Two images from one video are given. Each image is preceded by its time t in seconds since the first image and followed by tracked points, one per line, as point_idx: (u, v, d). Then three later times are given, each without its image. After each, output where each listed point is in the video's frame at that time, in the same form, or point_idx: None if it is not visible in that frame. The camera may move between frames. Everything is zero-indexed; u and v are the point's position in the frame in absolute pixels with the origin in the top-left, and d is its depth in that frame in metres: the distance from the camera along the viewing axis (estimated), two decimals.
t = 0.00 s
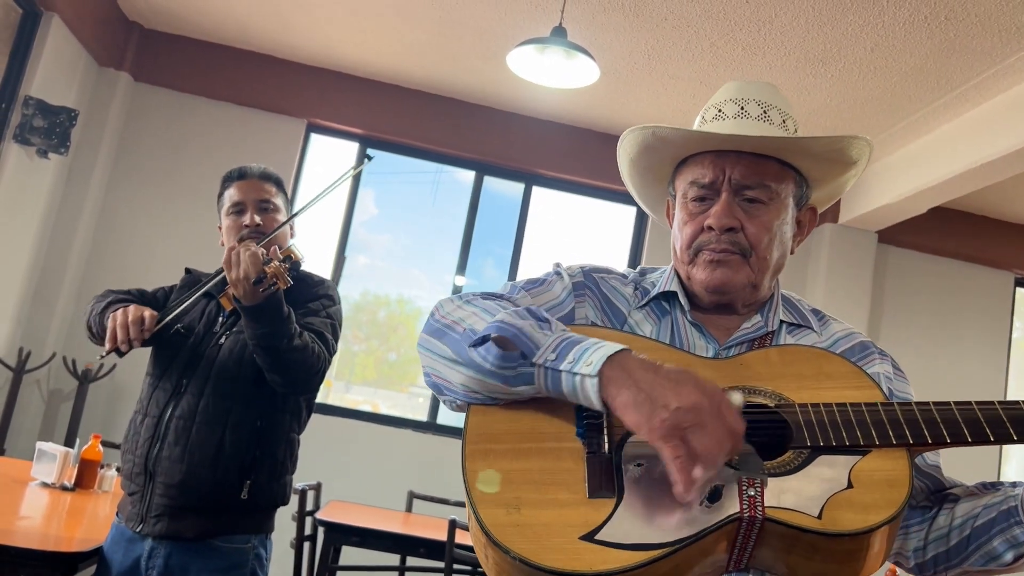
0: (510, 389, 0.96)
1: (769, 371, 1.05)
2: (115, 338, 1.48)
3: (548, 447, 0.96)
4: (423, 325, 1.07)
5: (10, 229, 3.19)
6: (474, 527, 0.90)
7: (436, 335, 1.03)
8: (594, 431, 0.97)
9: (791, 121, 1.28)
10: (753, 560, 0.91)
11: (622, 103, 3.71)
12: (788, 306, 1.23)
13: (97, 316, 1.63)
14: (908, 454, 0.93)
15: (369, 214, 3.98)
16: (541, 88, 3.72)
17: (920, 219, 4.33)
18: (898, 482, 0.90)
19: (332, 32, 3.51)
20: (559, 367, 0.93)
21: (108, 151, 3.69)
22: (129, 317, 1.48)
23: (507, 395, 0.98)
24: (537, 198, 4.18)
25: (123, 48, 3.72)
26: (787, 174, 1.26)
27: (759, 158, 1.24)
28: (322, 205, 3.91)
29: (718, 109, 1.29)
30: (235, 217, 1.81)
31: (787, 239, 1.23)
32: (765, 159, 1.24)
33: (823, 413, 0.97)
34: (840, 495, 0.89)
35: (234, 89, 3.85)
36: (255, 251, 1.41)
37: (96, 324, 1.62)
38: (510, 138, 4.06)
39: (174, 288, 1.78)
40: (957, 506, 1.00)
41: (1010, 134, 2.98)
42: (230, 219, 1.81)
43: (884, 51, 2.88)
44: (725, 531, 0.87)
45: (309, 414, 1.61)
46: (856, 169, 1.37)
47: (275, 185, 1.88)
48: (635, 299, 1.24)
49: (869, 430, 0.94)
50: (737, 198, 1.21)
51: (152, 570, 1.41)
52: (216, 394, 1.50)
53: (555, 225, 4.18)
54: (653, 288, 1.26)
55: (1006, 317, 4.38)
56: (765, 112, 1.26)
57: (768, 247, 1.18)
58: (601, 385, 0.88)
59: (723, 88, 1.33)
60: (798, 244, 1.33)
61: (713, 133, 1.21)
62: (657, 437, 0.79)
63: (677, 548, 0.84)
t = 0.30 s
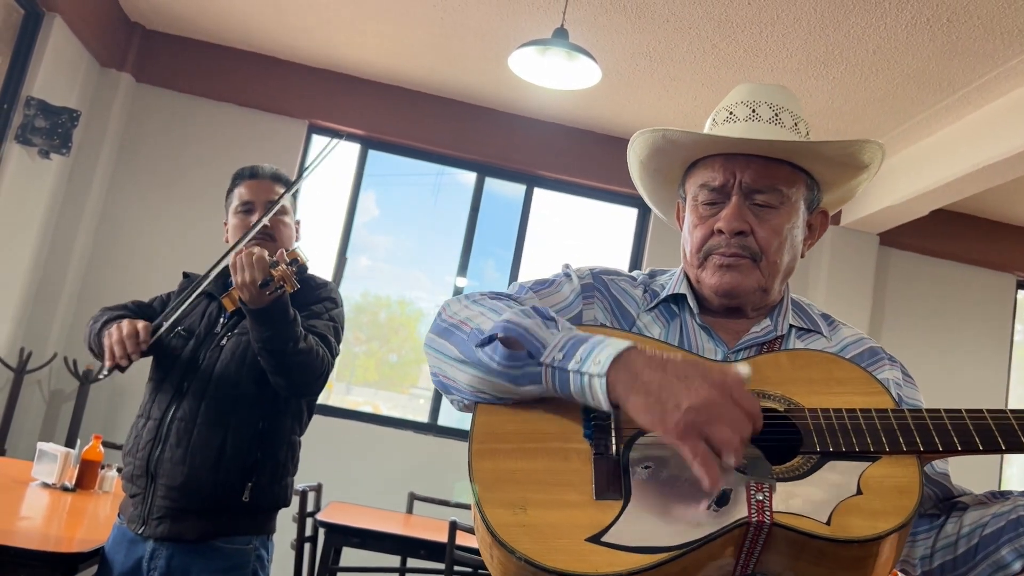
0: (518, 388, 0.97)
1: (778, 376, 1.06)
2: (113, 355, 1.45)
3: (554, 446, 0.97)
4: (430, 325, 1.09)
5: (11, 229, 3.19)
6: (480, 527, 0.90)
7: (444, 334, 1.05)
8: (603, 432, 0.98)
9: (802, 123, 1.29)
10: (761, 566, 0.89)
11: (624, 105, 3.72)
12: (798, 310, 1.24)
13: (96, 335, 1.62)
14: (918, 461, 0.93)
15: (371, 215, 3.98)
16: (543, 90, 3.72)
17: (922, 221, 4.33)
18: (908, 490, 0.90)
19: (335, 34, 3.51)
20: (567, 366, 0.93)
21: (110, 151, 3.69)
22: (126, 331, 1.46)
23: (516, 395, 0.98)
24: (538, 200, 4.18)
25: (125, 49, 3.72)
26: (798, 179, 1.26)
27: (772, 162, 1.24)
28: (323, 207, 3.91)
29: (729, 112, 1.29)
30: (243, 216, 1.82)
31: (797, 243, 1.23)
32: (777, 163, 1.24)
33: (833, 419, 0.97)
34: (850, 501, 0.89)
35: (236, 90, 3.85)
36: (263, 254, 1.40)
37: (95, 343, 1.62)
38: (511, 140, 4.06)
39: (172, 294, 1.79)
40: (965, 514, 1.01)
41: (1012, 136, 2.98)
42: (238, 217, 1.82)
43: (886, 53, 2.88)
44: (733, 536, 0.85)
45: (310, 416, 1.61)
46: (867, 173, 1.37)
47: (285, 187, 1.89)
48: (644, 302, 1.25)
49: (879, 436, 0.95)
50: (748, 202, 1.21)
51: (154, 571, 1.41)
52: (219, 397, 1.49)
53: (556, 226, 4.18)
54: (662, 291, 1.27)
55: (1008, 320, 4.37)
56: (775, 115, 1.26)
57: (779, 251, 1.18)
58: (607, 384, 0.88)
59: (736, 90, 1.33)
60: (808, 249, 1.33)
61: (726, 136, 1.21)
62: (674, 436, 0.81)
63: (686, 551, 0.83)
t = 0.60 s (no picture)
0: (538, 388, 0.96)
1: (789, 381, 1.06)
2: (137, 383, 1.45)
3: (565, 453, 0.96)
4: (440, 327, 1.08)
5: (12, 229, 3.19)
6: (492, 534, 0.90)
7: (458, 335, 1.03)
8: (613, 438, 0.97)
9: (810, 124, 1.28)
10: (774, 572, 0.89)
11: (625, 107, 3.72)
12: (805, 313, 1.23)
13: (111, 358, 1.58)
14: (932, 468, 0.93)
15: (371, 216, 3.98)
16: (544, 91, 3.72)
17: (924, 223, 4.32)
18: (923, 497, 0.89)
19: (336, 35, 3.51)
20: (592, 366, 0.94)
21: (111, 152, 3.69)
22: (148, 358, 1.46)
23: (531, 396, 0.97)
24: (539, 200, 4.18)
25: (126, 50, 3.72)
26: (805, 180, 1.25)
27: (779, 163, 1.23)
28: (324, 208, 3.91)
29: (735, 113, 1.29)
30: (249, 214, 1.80)
31: (805, 244, 1.23)
32: (784, 164, 1.24)
33: (844, 425, 0.97)
34: (864, 508, 0.88)
35: (237, 91, 3.85)
36: (260, 252, 1.41)
37: (112, 365, 1.59)
38: (512, 140, 4.06)
39: (173, 300, 1.78)
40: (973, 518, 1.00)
41: (1014, 138, 2.98)
42: (243, 216, 1.80)
43: (889, 55, 2.87)
44: (748, 543, 0.85)
45: (311, 417, 1.61)
46: (874, 175, 1.37)
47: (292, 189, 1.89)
48: (651, 304, 1.25)
49: (892, 442, 0.94)
50: (755, 203, 1.20)
51: (153, 572, 1.40)
52: (219, 398, 1.49)
53: (556, 227, 4.18)
54: (669, 293, 1.27)
55: (1010, 322, 4.37)
56: (783, 116, 1.25)
57: (786, 253, 1.18)
58: (635, 385, 0.90)
59: (742, 91, 1.33)
60: (815, 250, 1.33)
61: (735, 137, 1.21)
62: (700, 438, 0.83)
63: (700, 558, 0.83)
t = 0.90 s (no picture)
0: (526, 400, 0.97)
1: (790, 382, 1.06)
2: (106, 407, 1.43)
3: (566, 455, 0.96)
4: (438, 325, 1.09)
5: (9, 229, 3.19)
6: (494, 536, 0.90)
7: (454, 335, 1.05)
8: (615, 440, 0.97)
9: (812, 126, 1.29)
10: None
11: (623, 108, 3.72)
12: (804, 315, 1.24)
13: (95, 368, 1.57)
14: (934, 470, 0.93)
15: (370, 216, 3.98)
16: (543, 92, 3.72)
17: (921, 225, 4.34)
18: (925, 499, 0.89)
19: (335, 35, 3.51)
20: (580, 382, 0.92)
21: (108, 151, 3.68)
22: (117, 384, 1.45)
23: (521, 405, 0.98)
24: (537, 201, 4.19)
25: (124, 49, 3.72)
26: (808, 182, 1.26)
27: (782, 164, 1.24)
28: (321, 208, 3.90)
29: (739, 113, 1.29)
30: (247, 216, 1.80)
31: (806, 246, 1.23)
32: (787, 166, 1.24)
33: (846, 427, 0.98)
34: (867, 512, 0.88)
35: (236, 91, 3.85)
36: (262, 259, 1.42)
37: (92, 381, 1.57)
38: (511, 141, 4.06)
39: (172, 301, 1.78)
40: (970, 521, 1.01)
41: (1011, 141, 2.98)
42: (242, 217, 1.81)
43: (886, 58, 2.88)
44: (752, 547, 0.84)
45: (309, 420, 1.61)
46: (875, 178, 1.37)
47: (291, 189, 1.89)
48: (650, 303, 1.25)
49: (894, 445, 0.95)
50: (758, 205, 1.21)
51: (151, 573, 1.40)
52: (217, 400, 1.49)
53: (554, 228, 4.18)
54: (669, 293, 1.27)
55: (1007, 324, 4.38)
56: (786, 118, 1.25)
57: (788, 255, 1.18)
58: (620, 405, 0.86)
59: (744, 92, 1.33)
60: (816, 251, 1.33)
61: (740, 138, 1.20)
62: (672, 465, 0.77)
63: (703, 564, 0.82)
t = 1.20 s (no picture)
0: (535, 386, 0.96)
1: (785, 383, 1.06)
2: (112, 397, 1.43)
3: (563, 455, 0.97)
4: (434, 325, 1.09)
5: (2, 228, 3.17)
6: (489, 536, 0.90)
7: (453, 333, 1.04)
8: (611, 441, 0.98)
9: (805, 127, 1.29)
10: None
11: (619, 109, 3.73)
12: (797, 315, 1.24)
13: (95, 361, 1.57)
14: (928, 472, 0.94)
15: (365, 216, 3.97)
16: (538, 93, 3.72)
17: (915, 227, 4.36)
18: (919, 502, 0.90)
19: (331, 34, 3.51)
20: (590, 365, 0.94)
21: (103, 151, 3.67)
22: (124, 373, 1.45)
23: (527, 394, 0.97)
24: (532, 202, 4.19)
25: (119, 48, 3.71)
26: (800, 185, 1.27)
27: (775, 167, 1.24)
28: (317, 208, 3.90)
29: (731, 114, 1.29)
30: (241, 216, 1.80)
31: (798, 248, 1.24)
32: (779, 168, 1.25)
33: (841, 428, 0.98)
34: (862, 514, 0.89)
35: (231, 90, 3.85)
36: (250, 254, 1.41)
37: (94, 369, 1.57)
38: (506, 142, 4.06)
39: (167, 300, 1.78)
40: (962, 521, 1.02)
41: (1005, 143, 3.00)
42: (236, 217, 1.81)
43: (881, 60, 2.90)
44: (747, 547, 0.85)
45: (303, 419, 1.61)
46: (868, 178, 1.38)
47: (284, 188, 1.89)
48: (644, 304, 1.26)
49: (889, 447, 0.96)
50: (750, 207, 1.21)
51: (146, 573, 1.40)
52: (212, 398, 1.49)
53: (550, 230, 4.18)
54: (662, 293, 1.27)
55: (999, 326, 4.40)
56: (778, 119, 1.26)
57: (780, 257, 1.19)
58: (634, 384, 0.90)
59: (736, 92, 1.34)
60: (807, 254, 1.34)
61: (726, 143, 1.21)
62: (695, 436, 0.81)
63: (703, 562, 0.84)
